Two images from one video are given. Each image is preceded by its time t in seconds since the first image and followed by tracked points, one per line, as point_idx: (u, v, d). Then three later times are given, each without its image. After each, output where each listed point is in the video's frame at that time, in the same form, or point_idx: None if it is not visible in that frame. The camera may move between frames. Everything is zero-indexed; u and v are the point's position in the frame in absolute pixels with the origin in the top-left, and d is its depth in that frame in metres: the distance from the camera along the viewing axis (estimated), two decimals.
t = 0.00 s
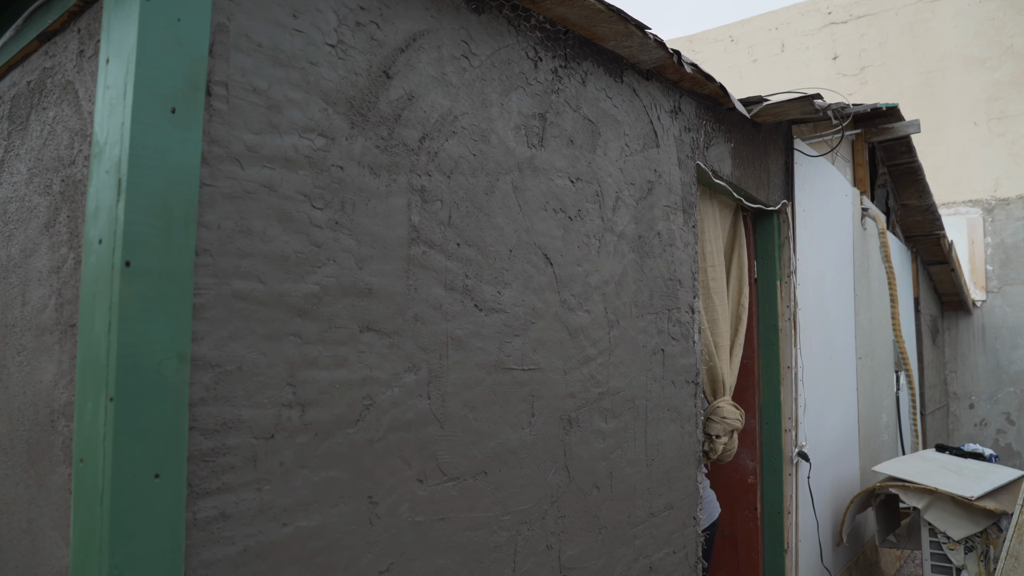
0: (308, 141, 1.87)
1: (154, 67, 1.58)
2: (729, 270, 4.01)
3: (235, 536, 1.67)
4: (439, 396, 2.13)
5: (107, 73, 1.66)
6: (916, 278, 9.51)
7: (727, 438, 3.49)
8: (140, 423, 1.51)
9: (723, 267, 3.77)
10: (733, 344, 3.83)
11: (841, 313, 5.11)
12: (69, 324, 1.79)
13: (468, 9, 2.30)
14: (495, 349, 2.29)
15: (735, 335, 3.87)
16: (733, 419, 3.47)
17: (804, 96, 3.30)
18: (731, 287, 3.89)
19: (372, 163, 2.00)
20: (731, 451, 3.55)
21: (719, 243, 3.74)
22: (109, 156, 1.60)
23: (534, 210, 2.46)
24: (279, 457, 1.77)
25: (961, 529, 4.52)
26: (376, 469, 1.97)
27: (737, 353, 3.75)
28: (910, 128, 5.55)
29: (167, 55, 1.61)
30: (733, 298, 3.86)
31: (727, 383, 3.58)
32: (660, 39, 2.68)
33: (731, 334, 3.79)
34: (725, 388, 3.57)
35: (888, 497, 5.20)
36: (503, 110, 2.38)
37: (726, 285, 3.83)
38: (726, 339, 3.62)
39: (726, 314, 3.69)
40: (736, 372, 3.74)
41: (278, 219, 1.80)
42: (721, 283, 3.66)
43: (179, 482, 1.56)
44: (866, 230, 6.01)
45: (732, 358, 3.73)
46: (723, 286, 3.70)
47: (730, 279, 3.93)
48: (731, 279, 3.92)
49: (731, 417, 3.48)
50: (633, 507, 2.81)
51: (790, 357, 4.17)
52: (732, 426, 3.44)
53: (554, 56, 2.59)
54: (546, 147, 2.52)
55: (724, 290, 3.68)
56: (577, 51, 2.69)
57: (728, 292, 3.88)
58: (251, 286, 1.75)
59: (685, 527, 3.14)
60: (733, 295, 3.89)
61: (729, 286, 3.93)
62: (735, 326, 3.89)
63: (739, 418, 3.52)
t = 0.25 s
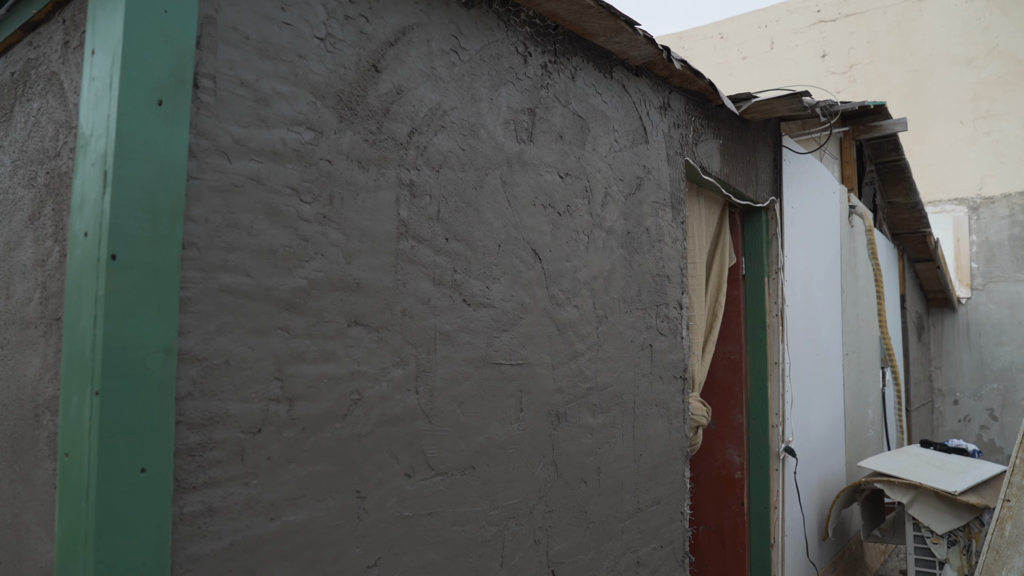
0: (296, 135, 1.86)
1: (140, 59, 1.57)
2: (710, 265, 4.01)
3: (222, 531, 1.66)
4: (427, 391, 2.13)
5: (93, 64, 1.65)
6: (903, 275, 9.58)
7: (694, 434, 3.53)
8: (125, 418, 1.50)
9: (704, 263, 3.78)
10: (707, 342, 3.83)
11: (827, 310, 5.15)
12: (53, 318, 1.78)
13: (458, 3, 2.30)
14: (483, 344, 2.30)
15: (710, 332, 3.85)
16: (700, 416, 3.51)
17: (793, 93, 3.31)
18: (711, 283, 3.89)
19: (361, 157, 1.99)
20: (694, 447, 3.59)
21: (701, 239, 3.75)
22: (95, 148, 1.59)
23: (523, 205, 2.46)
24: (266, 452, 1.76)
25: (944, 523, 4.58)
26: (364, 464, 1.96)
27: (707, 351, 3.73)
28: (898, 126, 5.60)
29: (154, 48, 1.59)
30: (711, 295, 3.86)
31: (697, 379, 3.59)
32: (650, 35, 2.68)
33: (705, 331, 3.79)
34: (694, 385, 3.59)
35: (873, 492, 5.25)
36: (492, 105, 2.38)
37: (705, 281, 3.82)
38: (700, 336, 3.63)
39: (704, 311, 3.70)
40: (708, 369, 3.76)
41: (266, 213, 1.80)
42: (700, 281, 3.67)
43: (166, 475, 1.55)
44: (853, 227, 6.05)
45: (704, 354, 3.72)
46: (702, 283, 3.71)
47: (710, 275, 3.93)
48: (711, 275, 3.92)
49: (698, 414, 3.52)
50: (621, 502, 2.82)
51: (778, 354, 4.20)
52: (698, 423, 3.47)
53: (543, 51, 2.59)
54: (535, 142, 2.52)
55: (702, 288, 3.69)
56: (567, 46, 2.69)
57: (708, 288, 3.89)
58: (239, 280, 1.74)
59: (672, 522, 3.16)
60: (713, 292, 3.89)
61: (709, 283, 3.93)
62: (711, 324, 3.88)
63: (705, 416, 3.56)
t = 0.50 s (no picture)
0: (287, 130, 1.86)
1: (130, 54, 1.56)
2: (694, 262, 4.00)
3: (212, 527, 1.66)
4: (418, 387, 2.13)
5: (81, 58, 1.64)
6: (892, 274, 9.64)
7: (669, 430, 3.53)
8: (114, 414, 1.49)
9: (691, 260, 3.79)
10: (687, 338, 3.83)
11: (817, 308, 5.18)
12: (41, 313, 1.77)
13: None
14: (474, 341, 2.30)
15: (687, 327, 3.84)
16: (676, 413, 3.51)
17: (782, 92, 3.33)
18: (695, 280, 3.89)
19: (351, 153, 1.99)
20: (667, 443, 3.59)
21: (688, 236, 3.76)
22: (83, 143, 1.58)
23: (514, 202, 2.47)
24: (256, 448, 1.76)
25: (930, 519, 4.62)
26: (354, 460, 1.96)
27: (687, 346, 3.73)
28: (886, 125, 5.64)
29: (143, 42, 1.58)
30: (694, 293, 3.87)
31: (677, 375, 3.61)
32: (641, 33, 2.69)
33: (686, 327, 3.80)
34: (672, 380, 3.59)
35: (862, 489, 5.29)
36: (483, 101, 2.38)
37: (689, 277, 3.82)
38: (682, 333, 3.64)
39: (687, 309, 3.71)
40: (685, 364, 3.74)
41: (256, 208, 1.79)
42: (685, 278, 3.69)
43: (156, 471, 1.55)
44: (842, 225, 6.09)
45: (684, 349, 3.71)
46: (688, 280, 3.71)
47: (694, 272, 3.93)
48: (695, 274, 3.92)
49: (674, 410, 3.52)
50: (611, 499, 2.83)
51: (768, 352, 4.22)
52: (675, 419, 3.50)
53: (534, 48, 2.59)
54: (526, 139, 2.52)
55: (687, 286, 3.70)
56: (558, 43, 2.70)
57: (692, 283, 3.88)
58: (229, 276, 1.74)
59: (662, 519, 3.17)
60: (697, 288, 3.88)
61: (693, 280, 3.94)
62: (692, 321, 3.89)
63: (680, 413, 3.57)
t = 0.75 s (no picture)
0: (280, 124, 1.86)
1: (122, 47, 1.55)
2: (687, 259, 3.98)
3: (206, 521, 1.66)
4: (412, 382, 2.13)
5: (73, 51, 1.63)
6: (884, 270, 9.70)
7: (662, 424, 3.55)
8: (107, 408, 1.49)
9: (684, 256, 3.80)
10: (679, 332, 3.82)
11: (809, 304, 5.20)
12: (33, 307, 1.76)
13: None
14: (467, 336, 2.30)
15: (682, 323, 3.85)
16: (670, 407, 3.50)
17: (776, 88, 3.34)
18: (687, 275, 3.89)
19: (345, 147, 1.99)
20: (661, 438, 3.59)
21: (682, 232, 3.76)
22: (75, 136, 1.57)
23: (508, 198, 2.47)
24: (249, 442, 1.76)
25: (921, 514, 4.65)
26: (348, 455, 1.97)
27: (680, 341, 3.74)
28: (879, 122, 5.66)
29: (135, 35, 1.58)
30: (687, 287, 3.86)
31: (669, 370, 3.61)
32: (635, 28, 2.70)
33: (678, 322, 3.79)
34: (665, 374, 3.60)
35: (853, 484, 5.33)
36: (477, 96, 2.38)
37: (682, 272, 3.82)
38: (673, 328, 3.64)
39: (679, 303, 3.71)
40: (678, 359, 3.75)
41: (250, 203, 1.79)
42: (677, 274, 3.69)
43: (149, 465, 1.55)
44: (835, 222, 6.11)
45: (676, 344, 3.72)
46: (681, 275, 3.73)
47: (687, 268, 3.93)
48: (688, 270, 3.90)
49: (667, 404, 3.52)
50: (604, 494, 2.85)
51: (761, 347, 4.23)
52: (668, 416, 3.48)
53: (528, 43, 2.59)
54: (520, 134, 2.53)
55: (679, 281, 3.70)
56: (552, 39, 2.70)
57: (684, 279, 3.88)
58: (222, 270, 1.73)
59: (655, 513, 3.19)
60: (689, 284, 3.88)
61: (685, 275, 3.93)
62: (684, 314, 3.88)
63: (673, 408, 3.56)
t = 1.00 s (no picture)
0: (271, 115, 1.85)
1: (110, 35, 1.54)
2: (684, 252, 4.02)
3: (197, 512, 1.66)
4: (403, 374, 2.13)
5: (61, 39, 1.61)
6: (875, 263, 9.75)
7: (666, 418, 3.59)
8: (97, 399, 1.48)
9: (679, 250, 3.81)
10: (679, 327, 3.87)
11: (801, 298, 5.22)
12: (22, 298, 1.75)
13: None
14: (460, 328, 2.30)
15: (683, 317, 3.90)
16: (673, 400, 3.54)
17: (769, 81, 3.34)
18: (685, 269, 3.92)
19: (337, 138, 1.98)
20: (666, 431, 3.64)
21: (677, 224, 3.77)
22: (64, 126, 1.56)
23: (500, 189, 2.47)
24: (241, 434, 1.75)
25: (910, 505, 4.69)
26: (340, 446, 1.97)
27: (680, 335, 3.79)
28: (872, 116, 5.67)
29: (124, 23, 1.56)
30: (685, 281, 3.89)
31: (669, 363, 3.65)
32: (628, 20, 2.70)
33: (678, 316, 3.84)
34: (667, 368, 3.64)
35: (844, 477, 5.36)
36: (469, 88, 2.38)
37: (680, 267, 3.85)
38: (672, 322, 3.67)
39: (678, 297, 3.75)
40: (680, 353, 3.81)
41: (241, 193, 1.78)
42: (674, 267, 3.71)
43: (139, 458, 1.54)
44: (827, 216, 6.13)
45: (677, 339, 3.77)
46: (677, 269, 3.74)
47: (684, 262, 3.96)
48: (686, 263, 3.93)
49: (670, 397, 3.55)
50: (596, 486, 2.86)
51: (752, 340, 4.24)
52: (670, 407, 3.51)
53: (521, 35, 2.58)
54: (512, 126, 2.52)
55: (676, 274, 3.73)
56: (545, 30, 2.69)
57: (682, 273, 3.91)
58: (213, 261, 1.73)
59: (647, 505, 3.20)
60: (687, 277, 3.91)
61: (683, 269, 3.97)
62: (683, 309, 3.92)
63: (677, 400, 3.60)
